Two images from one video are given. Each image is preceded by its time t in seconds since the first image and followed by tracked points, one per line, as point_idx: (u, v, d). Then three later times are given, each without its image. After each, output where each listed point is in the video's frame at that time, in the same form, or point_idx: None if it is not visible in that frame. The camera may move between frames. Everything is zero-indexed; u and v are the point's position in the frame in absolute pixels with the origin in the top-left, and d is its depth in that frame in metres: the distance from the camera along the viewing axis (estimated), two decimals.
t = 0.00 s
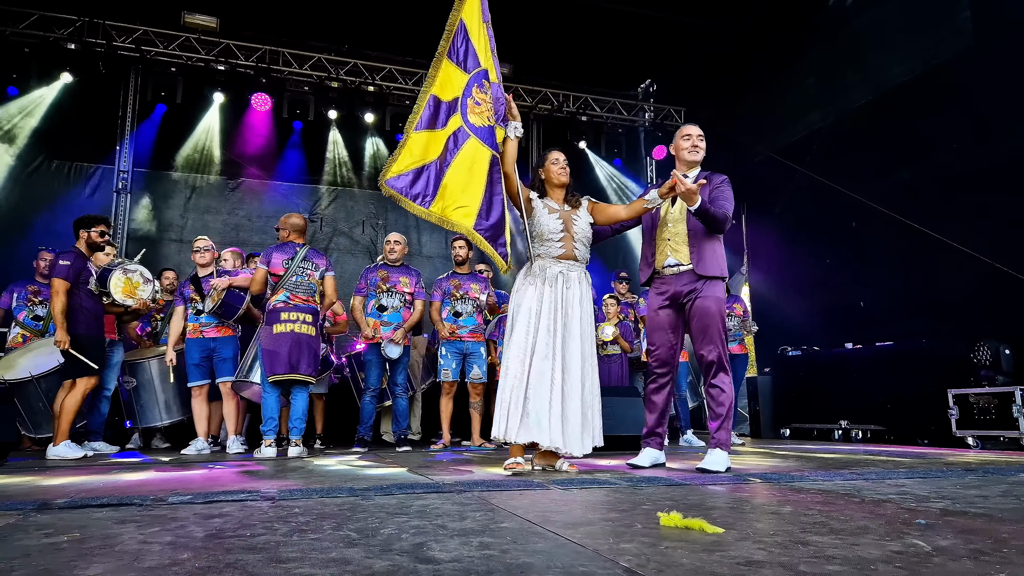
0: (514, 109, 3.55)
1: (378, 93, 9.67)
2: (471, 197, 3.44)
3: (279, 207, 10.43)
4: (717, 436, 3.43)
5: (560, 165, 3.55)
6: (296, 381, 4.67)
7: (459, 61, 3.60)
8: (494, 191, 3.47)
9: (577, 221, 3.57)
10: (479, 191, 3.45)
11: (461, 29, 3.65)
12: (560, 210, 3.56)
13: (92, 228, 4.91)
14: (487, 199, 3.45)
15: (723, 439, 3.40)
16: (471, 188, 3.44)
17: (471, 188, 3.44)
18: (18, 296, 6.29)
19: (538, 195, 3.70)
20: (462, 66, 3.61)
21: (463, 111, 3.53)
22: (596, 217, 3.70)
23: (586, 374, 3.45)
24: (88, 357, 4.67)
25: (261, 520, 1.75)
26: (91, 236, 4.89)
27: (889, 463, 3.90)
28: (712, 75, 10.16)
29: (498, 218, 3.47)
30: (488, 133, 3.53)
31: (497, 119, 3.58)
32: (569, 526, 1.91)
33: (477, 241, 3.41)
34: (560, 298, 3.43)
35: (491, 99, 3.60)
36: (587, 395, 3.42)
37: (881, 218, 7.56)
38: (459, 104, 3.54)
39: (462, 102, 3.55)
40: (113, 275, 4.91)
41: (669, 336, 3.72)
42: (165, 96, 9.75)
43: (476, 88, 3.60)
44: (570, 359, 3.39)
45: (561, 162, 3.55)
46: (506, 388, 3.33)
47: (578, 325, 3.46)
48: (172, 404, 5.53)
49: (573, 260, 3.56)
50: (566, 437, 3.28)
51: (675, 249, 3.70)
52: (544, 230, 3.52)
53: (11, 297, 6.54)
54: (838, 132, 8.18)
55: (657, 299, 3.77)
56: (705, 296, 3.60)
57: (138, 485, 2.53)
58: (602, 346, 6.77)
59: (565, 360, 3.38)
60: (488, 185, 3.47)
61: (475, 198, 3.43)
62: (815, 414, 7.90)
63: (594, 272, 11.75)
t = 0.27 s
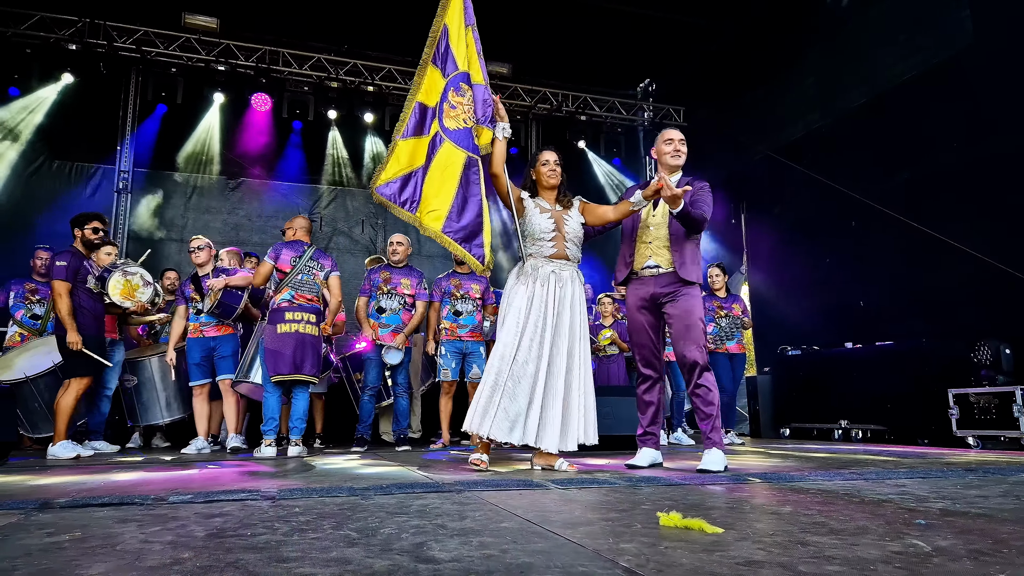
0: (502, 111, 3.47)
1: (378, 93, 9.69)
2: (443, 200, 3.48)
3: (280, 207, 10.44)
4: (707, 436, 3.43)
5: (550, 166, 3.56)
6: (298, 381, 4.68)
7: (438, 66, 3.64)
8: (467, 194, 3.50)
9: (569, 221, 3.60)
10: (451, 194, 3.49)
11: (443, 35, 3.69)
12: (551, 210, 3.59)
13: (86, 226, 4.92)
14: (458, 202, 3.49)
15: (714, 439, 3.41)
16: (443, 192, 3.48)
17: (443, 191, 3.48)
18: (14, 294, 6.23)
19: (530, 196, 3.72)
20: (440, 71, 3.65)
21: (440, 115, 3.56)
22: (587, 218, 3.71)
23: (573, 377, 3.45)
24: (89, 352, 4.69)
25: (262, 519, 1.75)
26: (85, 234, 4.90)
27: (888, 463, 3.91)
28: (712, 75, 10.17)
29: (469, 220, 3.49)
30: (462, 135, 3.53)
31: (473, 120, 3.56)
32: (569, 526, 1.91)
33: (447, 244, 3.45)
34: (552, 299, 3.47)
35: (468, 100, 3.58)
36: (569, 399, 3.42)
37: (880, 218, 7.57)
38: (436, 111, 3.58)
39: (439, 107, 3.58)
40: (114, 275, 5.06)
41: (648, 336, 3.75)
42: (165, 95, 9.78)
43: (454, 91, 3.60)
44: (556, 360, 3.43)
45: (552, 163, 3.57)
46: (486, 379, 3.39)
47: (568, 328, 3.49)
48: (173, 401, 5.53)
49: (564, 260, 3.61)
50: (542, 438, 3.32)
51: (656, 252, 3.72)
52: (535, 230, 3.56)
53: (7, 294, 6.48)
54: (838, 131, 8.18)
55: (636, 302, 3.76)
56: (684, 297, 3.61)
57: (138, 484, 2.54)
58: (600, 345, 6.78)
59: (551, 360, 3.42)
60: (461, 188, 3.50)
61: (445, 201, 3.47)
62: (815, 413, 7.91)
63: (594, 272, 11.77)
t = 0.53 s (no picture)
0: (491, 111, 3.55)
1: (378, 92, 9.69)
2: (423, 200, 3.44)
3: (280, 206, 10.43)
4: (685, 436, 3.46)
5: (538, 166, 3.58)
6: (295, 379, 4.66)
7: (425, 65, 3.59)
8: (449, 193, 3.44)
9: (557, 222, 3.62)
10: (433, 194, 3.44)
11: (430, 32, 3.62)
12: (539, 210, 3.60)
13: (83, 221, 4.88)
14: (439, 202, 3.44)
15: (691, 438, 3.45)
16: (424, 192, 3.45)
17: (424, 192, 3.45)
18: (10, 291, 6.23)
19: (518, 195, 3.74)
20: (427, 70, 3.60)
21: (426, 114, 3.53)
22: (575, 219, 3.72)
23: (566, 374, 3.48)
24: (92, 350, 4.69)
25: (262, 517, 1.76)
26: (80, 229, 4.87)
27: (887, 463, 3.91)
28: (711, 75, 10.17)
29: (450, 220, 3.43)
30: (445, 134, 3.48)
31: (458, 119, 3.51)
32: (568, 526, 1.92)
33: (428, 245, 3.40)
34: (540, 298, 3.50)
35: (452, 99, 3.51)
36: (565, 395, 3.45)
37: (879, 219, 7.58)
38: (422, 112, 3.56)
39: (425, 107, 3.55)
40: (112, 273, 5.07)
41: (639, 337, 3.76)
42: (165, 94, 9.80)
43: (440, 89, 3.54)
44: (549, 359, 3.44)
45: (540, 163, 3.59)
46: (483, 384, 3.40)
47: (559, 326, 3.51)
48: (172, 398, 5.53)
49: (551, 260, 3.63)
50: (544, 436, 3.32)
51: (644, 253, 3.73)
52: (523, 229, 3.57)
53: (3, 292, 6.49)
54: (837, 132, 8.19)
55: (624, 301, 3.77)
56: (671, 298, 3.62)
57: (138, 482, 2.54)
58: (599, 345, 6.79)
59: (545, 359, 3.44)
60: (443, 188, 3.44)
61: (426, 201, 3.43)
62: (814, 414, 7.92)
63: (593, 271, 11.79)
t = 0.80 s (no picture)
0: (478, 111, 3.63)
1: (378, 91, 9.70)
2: (413, 193, 3.39)
3: (280, 205, 10.44)
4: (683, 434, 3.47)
5: (523, 166, 3.57)
6: (291, 376, 4.65)
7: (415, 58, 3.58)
8: (438, 188, 3.41)
9: (541, 223, 3.62)
10: (424, 186, 3.40)
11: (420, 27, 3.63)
12: (523, 210, 3.61)
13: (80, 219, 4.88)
14: (431, 195, 3.40)
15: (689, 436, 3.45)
16: (415, 185, 3.40)
17: (415, 184, 3.40)
18: (5, 290, 6.22)
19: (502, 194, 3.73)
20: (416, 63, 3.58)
21: (416, 108, 3.52)
22: (559, 220, 3.75)
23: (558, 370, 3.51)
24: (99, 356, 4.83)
25: (262, 516, 1.76)
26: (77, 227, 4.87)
27: (885, 463, 3.92)
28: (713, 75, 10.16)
29: (442, 213, 3.41)
30: (436, 128, 3.48)
31: (449, 113, 3.52)
32: (566, 525, 1.92)
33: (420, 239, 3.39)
34: (523, 298, 3.51)
35: (443, 92, 3.53)
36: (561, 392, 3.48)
37: (879, 219, 7.57)
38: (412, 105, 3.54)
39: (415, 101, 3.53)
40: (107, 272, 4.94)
41: (636, 336, 3.77)
42: (165, 92, 9.70)
43: (431, 83, 3.54)
44: (541, 358, 3.47)
45: (526, 163, 3.58)
46: (478, 389, 3.45)
47: (547, 324, 3.53)
48: (169, 398, 5.53)
49: (534, 260, 3.63)
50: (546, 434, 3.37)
51: (638, 252, 3.75)
52: (506, 229, 3.57)
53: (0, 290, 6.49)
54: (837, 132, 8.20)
55: (619, 302, 3.79)
56: (665, 297, 3.62)
57: (137, 480, 2.55)
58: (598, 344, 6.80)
59: (537, 359, 3.47)
60: (433, 182, 3.41)
61: (415, 194, 3.38)
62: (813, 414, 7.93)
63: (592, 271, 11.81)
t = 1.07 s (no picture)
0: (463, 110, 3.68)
1: (378, 90, 9.70)
2: (411, 184, 3.38)
3: (279, 203, 10.42)
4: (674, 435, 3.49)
5: (510, 167, 3.56)
6: (284, 376, 4.67)
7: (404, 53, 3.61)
8: (436, 179, 3.42)
9: (526, 222, 3.61)
10: (422, 177, 3.40)
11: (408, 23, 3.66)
12: (509, 210, 3.59)
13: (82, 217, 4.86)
14: (430, 185, 3.40)
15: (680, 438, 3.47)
16: (412, 175, 3.39)
17: (412, 174, 3.39)
18: (2, 288, 6.20)
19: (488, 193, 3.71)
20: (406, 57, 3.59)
21: (408, 101, 3.52)
22: (545, 220, 3.73)
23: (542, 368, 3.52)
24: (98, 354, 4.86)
25: (259, 515, 1.76)
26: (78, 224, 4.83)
27: (883, 463, 3.93)
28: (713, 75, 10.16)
29: (443, 202, 3.40)
30: (431, 119, 3.50)
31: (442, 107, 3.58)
32: (564, 524, 1.92)
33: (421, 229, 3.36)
34: (510, 298, 3.51)
35: (435, 86, 3.58)
36: (545, 390, 3.49)
37: (878, 219, 7.58)
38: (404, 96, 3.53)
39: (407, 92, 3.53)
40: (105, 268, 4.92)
41: (632, 336, 3.77)
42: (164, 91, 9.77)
43: (421, 76, 3.56)
44: (526, 356, 3.47)
45: (513, 164, 3.57)
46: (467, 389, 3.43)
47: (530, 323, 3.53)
48: (165, 398, 5.53)
49: (520, 260, 3.63)
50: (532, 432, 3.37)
51: (636, 253, 3.74)
52: (493, 229, 3.56)
53: None
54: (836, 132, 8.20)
55: (616, 302, 3.79)
56: (661, 298, 3.62)
57: (136, 480, 2.54)
58: (598, 343, 6.81)
59: (522, 357, 3.46)
60: (430, 173, 3.42)
61: (414, 185, 3.37)
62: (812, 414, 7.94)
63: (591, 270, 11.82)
